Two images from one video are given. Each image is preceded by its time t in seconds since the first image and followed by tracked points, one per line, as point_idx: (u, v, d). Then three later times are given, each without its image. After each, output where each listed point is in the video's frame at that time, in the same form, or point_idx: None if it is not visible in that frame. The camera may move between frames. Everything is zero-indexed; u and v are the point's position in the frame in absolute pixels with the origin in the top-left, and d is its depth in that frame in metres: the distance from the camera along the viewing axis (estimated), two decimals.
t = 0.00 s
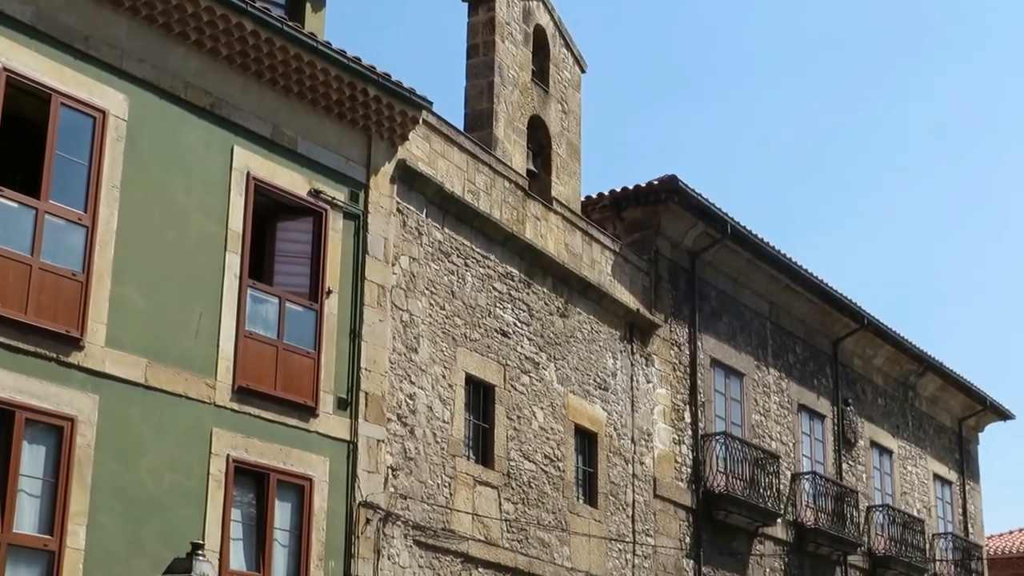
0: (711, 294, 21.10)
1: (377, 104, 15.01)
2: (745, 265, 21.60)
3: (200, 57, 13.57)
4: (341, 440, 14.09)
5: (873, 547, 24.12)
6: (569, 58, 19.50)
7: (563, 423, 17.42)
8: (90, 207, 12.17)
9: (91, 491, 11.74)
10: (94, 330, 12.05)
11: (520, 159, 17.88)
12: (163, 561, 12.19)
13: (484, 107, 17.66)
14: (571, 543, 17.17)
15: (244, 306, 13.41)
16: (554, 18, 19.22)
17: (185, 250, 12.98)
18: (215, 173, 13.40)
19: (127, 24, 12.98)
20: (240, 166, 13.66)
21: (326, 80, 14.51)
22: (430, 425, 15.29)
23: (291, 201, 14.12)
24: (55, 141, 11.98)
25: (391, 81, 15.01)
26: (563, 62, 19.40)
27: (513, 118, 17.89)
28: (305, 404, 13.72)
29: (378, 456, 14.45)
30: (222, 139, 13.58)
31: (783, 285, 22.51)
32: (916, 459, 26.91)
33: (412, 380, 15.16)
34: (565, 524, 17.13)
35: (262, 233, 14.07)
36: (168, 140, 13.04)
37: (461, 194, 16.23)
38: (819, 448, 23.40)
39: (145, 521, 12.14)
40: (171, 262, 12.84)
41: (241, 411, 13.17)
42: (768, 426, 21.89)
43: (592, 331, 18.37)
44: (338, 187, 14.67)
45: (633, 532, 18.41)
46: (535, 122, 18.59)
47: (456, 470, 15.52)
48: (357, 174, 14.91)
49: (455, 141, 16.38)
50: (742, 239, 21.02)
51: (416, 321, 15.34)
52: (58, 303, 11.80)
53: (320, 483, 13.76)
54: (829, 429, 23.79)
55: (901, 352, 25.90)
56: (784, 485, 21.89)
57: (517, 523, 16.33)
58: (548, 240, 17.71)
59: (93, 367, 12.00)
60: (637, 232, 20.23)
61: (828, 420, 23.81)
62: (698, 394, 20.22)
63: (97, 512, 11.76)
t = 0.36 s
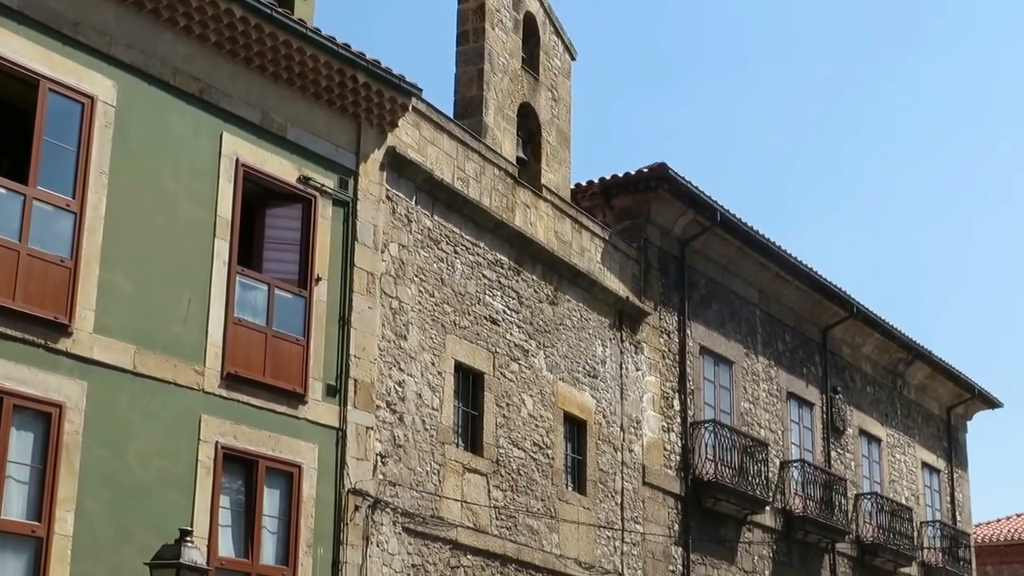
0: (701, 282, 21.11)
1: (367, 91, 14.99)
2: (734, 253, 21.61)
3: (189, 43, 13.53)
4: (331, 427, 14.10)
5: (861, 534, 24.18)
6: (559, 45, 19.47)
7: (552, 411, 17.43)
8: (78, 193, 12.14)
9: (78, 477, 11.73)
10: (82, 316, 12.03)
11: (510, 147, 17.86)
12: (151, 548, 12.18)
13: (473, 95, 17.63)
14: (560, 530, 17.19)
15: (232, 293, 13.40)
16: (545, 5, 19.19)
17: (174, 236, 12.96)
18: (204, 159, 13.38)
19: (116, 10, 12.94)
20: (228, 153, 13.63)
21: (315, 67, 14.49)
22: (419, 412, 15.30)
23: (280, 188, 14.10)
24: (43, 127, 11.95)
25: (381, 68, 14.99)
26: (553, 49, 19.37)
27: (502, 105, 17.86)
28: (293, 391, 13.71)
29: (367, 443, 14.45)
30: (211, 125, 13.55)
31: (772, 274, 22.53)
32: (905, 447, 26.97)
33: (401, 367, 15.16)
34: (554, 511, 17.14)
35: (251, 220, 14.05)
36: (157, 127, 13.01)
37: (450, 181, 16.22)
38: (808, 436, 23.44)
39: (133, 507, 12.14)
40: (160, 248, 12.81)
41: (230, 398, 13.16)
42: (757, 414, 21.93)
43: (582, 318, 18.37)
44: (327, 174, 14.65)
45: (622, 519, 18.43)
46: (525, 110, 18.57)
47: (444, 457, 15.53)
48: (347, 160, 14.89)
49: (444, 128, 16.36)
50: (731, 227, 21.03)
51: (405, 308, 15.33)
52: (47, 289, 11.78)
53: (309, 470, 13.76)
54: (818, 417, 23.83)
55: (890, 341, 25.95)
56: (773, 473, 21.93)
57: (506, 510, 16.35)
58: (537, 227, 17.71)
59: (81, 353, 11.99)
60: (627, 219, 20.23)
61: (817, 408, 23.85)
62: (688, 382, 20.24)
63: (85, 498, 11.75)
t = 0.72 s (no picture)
0: (690, 270, 21.12)
1: (356, 77, 14.97)
2: (724, 241, 21.63)
3: (178, 30, 13.50)
4: (319, 414, 14.09)
5: (849, 522, 24.24)
6: (549, 32, 19.44)
7: (541, 398, 17.44)
8: (66, 179, 12.11)
9: (67, 464, 11.72)
10: (70, 303, 12.01)
11: (499, 134, 17.85)
12: (140, 535, 12.18)
13: (463, 82, 17.61)
14: (549, 518, 17.21)
15: (221, 280, 13.38)
16: None
17: (163, 223, 12.94)
18: (193, 145, 13.35)
19: None
20: (217, 139, 13.60)
21: (305, 53, 14.46)
22: (407, 399, 15.30)
23: (270, 174, 14.08)
24: (31, 113, 11.91)
25: (370, 54, 14.96)
26: (543, 36, 19.35)
27: (492, 92, 17.84)
28: (282, 378, 13.71)
29: (356, 430, 14.45)
30: (200, 111, 13.52)
31: (761, 262, 22.54)
32: (893, 435, 27.03)
33: (390, 354, 15.15)
34: (543, 499, 17.16)
35: (239, 206, 14.03)
36: (145, 113, 12.98)
37: (440, 168, 16.20)
38: (797, 424, 23.48)
39: (121, 494, 12.14)
40: (148, 235, 12.79)
41: (218, 385, 13.15)
42: (746, 401, 21.96)
43: (571, 306, 18.38)
44: (316, 160, 14.62)
45: (610, 507, 18.46)
46: (515, 97, 18.55)
47: (433, 445, 15.53)
48: (336, 147, 14.87)
49: (434, 115, 16.34)
50: (721, 215, 21.04)
51: (394, 296, 15.33)
52: (35, 275, 11.75)
53: (298, 457, 13.76)
54: (807, 404, 23.87)
55: (879, 329, 25.99)
56: (761, 461, 21.97)
57: (495, 497, 16.36)
58: (527, 214, 17.70)
59: (70, 340, 11.97)
60: (616, 207, 20.23)
61: (806, 396, 23.89)
62: (677, 370, 20.26)
63: (73, 485, 11.74)
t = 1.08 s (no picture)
0: (679, 257, 21.14)
1: (345, 64, 14.94)
2: (713, 229, 21.65)
3: (167, 15, 13.47)
4: (308, 401, 14.09)
5: (837, 510, 24.29)
6: (539, 20, 19.42)
7: (530, 385, 17.45)
8: (54, 165, 12.08)
9: (55, 451, 11.71)
10: (59, 289, 11.99)
11: (489, 121, 17.83)
12: (129, 521, 12.17)
13: (452, 69, 17.60)
14: (537, 505, 17.23)
15: (209, 266, 13.37)
16: None
17: (151, 209, 12.91)
18: (181, 131, 13.32)
19: None
20: (206, 125, 13.58)
21: (293, 39, 14.43)
22: (397, 386, 15.30)
23: (258, 161, 14.05)
24: (19, 99, 11.87)
25: (359, 41, 14.94)
26: (533, 23, 19.32)
27: (482, 79, 17.82)
28: (271, 364, 13.70)
29: (345, 417, 14.45)
30: (188, 97, 13.49)
31: (750, 249, 22.56)
32: (882, 423, 27.09)
33: (379, 341, 15.15)
34: (532, 486, 17.18)
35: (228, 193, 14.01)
36: (133, 99, 12.95)
37: (429, 155, 16.19)
38: (786, 412, 23.52)
39: (110, 480, 12.13)
40: (137, 221, 12.77)
41: (207, 371, 13.14)
42: (735, 389, 21.99)
43: (560, 293, 18.38)
44: (305, 147, 14.60)
45: (599, 494, 18.48)
46: (504, 84, 18.54)
47: (422, 432, 15.53)
48: (325, 134, 14.85)
49: (423, 102, 16.32)
50: (710, 203, 21.05)
51: (383, 283, 15.32)
52: (24, 261, 11.72)
53: (287, 444, 13.75)
54: (796, 392, 23.91)
55: (868, 317, 26.03)
56: (750, 448, 22.01)
57: (484, 485, 16.37)
58: (516, 202, 17.70)
59: (58, 326, 11.95)
60: (605, 195, 20.23)
61: (795, 383, 23.93)
62: (666, 357, 20.29)
63: (62, 471, 11.73)
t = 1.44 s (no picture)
0: (670, 243, 21.15)
1: (336, 48, 14.91)
2: (704, 214, 21.66)
3: None
4: (299, 386, 14.09)
5: (827, 495, 24.35)
6: (530, 4, 19.40)
7: (521, 370, 17.47)
8: (44, 149, 12.06)
9: (46, 435, 11.71)
10: (48, 273, 11.97)
11: (479, 106, 17.82)
12: (119, 506, 12.18)
13: (443, 53, 17.58)
14: (528, 490, 17.25)
15: (200, 251, 13.35)
16: None
17: (141, 193, 12.90)
18: (171, 116, 13.30)
19: None
20: (196, 109, 13.55)
21: (283, 23, 14.40)
22: (387, 371, 15.31)
23: (248, 145, 14.03)
24: (9, 82, 11.84)
25: (350, 25, 14.90)
26: (524, 8, 19.30)
27: (472, 64, 17.80)
28: (261, 349, 13.69)
29: (335, 402, 14.46)
30: (178, 81, 13.46)
31: (741, 235, 22.58)
32: (872, 408, 27.15)
33: (370, 326, 15.15)
34: (522, 471, 17.21)
35: (219, 177, 13.99)
36: (123, 83, 12.92)
37: (420, 140, 16.17)
38: (776, 397, 23.56)
39: (100, 465, 12.12)
40: (127, 206, 12.75)
41: (197, 356, 13.14)
42: (726, 374, 22.02)
43: (551, 279, 18.39)
44: (295, 131, 14.58)
45: (589, 479, 18.51)
46: (495, 69, 18.52)
47: (413, 417, 15.55)
48: (315, 118, 14.82)
49: (414, 87, 16.30)
50: (701, 188, 21.06)
51: (374, 268, 15.32)
52: (13, 245, 11.70)
53: (277, 429, 13.75)
54: (786, 377, 23.95)
55: (858, 302, 26.08)
56: (740, 434, 22.05)
57: (474, 469, 16.39)
58: (507, 187, 17.69)
59: (47, 311, 11.94)
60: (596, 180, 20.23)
61: (786, 369, 23.96)
62: (657, 342, 20.31)
63: (52, 455, 11.73)
